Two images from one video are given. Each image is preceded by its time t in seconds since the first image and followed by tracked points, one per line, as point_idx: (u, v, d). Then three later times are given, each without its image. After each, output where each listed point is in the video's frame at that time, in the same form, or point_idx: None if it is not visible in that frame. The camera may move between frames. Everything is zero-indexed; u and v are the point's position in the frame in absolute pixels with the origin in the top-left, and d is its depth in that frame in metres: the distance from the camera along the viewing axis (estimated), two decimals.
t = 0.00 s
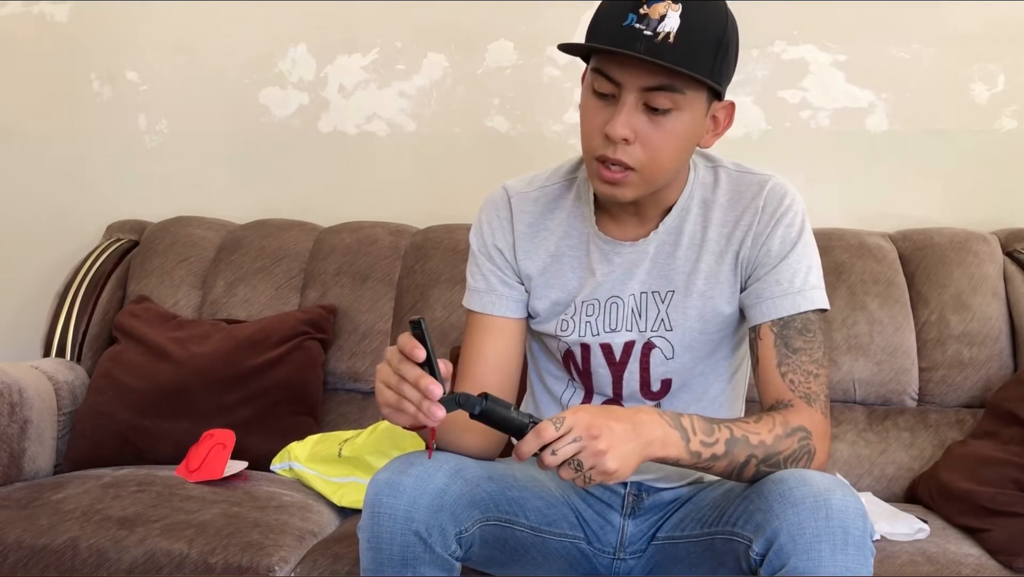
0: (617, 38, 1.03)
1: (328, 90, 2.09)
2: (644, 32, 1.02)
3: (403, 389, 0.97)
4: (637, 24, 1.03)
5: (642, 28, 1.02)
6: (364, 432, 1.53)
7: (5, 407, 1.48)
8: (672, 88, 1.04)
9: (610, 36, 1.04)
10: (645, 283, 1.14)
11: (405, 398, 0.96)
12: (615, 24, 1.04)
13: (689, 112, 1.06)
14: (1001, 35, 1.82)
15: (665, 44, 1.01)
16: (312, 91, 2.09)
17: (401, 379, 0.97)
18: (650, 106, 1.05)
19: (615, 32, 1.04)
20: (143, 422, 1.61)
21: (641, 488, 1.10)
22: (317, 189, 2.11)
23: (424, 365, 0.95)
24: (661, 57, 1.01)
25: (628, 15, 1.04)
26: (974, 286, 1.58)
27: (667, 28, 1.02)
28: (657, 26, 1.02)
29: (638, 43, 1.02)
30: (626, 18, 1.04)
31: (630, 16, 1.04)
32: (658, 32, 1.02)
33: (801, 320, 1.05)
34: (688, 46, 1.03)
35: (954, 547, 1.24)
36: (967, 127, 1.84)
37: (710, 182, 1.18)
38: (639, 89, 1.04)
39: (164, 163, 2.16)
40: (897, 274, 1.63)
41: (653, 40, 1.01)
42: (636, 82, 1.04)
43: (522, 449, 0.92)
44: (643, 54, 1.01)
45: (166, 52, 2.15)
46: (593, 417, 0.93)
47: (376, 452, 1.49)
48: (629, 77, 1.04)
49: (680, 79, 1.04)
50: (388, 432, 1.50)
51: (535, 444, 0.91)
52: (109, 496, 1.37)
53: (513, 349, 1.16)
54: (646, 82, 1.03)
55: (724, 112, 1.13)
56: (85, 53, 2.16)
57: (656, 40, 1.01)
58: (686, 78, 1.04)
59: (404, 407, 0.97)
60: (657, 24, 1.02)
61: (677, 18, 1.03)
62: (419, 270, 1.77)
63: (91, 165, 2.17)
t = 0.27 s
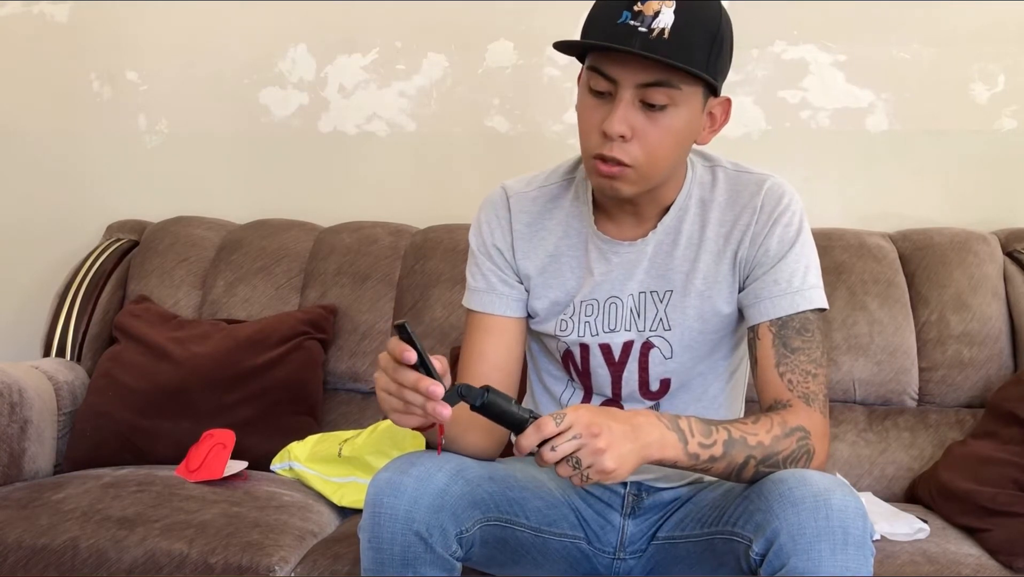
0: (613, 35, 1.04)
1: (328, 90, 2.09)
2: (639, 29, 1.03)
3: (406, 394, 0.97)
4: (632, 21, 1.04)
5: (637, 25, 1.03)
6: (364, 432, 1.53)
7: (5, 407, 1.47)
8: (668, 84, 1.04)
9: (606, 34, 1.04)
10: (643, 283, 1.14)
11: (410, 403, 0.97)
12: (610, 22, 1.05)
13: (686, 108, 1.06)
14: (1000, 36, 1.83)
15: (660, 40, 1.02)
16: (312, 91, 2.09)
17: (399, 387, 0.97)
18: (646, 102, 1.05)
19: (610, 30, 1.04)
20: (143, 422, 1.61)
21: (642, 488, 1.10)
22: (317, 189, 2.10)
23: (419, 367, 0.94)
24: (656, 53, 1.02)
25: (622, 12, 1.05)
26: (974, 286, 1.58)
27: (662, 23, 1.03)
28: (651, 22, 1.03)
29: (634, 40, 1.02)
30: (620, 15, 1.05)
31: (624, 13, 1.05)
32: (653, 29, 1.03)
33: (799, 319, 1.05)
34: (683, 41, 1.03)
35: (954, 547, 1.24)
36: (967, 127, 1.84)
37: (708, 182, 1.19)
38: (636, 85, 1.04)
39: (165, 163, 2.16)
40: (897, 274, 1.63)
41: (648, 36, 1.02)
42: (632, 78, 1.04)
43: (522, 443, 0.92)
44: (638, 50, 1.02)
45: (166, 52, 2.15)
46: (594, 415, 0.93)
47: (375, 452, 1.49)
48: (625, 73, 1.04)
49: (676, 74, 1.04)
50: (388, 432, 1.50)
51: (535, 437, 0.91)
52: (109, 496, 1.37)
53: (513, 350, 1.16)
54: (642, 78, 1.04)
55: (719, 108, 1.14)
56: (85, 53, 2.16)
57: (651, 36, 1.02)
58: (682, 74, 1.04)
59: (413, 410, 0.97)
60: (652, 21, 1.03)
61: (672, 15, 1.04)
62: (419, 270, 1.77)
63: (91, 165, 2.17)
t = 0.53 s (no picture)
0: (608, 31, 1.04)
1: (328, 90, 2.09)
2: (635, 23, 1.04)
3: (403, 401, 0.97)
4: (627, 16, 1.04)
5: (633, 20, 1.04)
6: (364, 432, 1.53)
7: (5, 407, 1.47)
8: (667, 75, 1.05)
9: (601, 30, 1.05)
10: (641, 283, 1.14)
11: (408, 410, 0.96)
12: (605, 18, 1.06)
13: (686, 99, 1.07)
14: (1000, 36, 1.82)
15: (657, 33, 1.03)
16: (312, 91, 2.09)
17: (395, 393, 0.97)
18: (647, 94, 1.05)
19: (606, 26, 1.05)
20: (143, 422, 1.61)
21: (641, 488, 1.10)
22: (317, 189, 2.10)
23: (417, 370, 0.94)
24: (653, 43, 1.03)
25: (616, 8, 1.06)
26: (974, 286, 1.58)
27: (657, 16, 1.04)
28: (646, 16, 1.04)
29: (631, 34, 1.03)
30: (614, 11, 1.06)
31: (618, 9, 1.05)
32: (649, 22, 1.03)
33: (797, 319, 1.05)
34: (678, 33, 1.04)
35: (954, 547, 1.24)
36: (967, 127, 1.84)
37: (704, 181, 1.19)
38: (636, 78, 1.05)
39: (165, 163, 2.16)
40: (897, 274, 1.63)
41: (645, 30, 1.03)
42: (631, 72, 1.04)
43: (518, 449, 0.91)
44: (638, 40, 1.02)
45: (166, 52, 2.15)
46: (594, 422, 0.92)
47: (376, 452, 1.49)
48: (624, 66, 1.04)
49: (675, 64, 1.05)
50: (388, 432, 1.50)
51: (531, 445, 0.90)
52: (109, 496, 1.37)
53: (512, 351, 1.17)
54: (642, 71, 1.04)
55: (713, 99, 1.14)
56: (85, 53, 2.16)
57: (648, 29, 1.03)
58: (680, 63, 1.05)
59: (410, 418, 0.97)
60: (646, 14, 1.04)
61: (665, 7, 1.05)
62: (419, 270, 1.77)
63: (91, 164, 2.17)
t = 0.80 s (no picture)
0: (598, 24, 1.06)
1: (328, 90, 2.09)
2: (623, 12, 1.05)
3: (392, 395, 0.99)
4: (613, 7, 1.06)
5: (620, 10, 1.05)
6: (364, 432, 1.53)
7: (5, 407, 1.47)
8: (663, 59, 1.07)
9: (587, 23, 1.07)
10: (635, 282, 1.13)
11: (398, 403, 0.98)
12: (590, 13, 1.07)
13: (681, 83, 1.10)
14: (1000, 36, 1.83)
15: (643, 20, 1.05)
16: (312, 91, 2.09)
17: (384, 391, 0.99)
18: (648, 80, 1.08)
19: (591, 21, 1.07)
20: (143, 422, 1.61)
21: (641, 488, 1.10)
22: (317, 190, 2.10)
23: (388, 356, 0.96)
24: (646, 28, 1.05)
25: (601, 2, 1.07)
26: (974, 286, 1.58)
27: (642, 5, 1.06)
28: (632, 5, 1.06)
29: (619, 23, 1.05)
30: (599, 5, 1.07)
31: (603, 3, 1.07)
32: (635, 10, 1.05)
33: (793, 319, 1.05)
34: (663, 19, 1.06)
35: (954, 547, 1.24)
36: (967, 127, 1.84)
37: (696, 181, 1.18)
38: (635, 64, 1.06)
39: (165, 163, 2.16)
40: (897, 274, 1.63)
41: (636, 16, 1.05)
42: (630, 59, 1.06)
43: (536, 412, 0.92)
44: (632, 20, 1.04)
45: (166, 52, 2.15)
46: (616, 417, 0.92)
47: (376, 452, 1.49)
48: (622, 55, 1.06)
49: (667, 45, 1.08)
50: (388, 431, 1.50)
51: (546, 417, 0.91)
52: (109, 496, 1.37)
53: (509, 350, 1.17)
54: (641, 58, 1.06)
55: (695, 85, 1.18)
56: (85, 53, 2.16)
57: (636, 17, 1.05)
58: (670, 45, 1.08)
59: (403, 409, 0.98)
60: (631, 4, 1.06)
61: None
62: (419, 270, 1.77)
63: (90, 164, 2.17)
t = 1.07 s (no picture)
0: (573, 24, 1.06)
1: (328, 90, 2.09)
2: (597, 13, 1.04)
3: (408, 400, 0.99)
4: (587, 9, 1.05)
5: (594, 11, 1.05)
6: (364, 432, 1.53)
7: (5, 407, 1.47)
8: (639, 56, 1.07)
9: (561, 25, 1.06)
10: (626, 283, 1.13)
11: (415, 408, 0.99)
12: (563, 15, 1.06)
13: (660, 78, 1.09)
14: (1000, 36, 1.83)
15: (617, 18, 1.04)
16: (312, 91, 2.09)
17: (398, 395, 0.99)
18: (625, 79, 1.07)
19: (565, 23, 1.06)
20: (143, 422, 1.61)
21: (640, 488, 1.10)
22: (317, 190, 2.11)
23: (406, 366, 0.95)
24: (619, 27, 1.04)
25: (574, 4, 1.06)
26: (974, 286, 1.58)
27: (616, 4, 1.05)
28: (605, 5, 1.05)
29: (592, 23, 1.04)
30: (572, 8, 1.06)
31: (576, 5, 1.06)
32: (609, 10, 1.04)
33: (786, 318, 1.05)
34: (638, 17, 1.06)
35: (954, 547, 1.24)
36: (967, 127, 1.84)
37: (685, 180, 1.18)
38: (611, 64, 1.06)
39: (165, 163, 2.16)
40: (897, 274, 1.63)
41: (609, 16, 1.04)
42: (606, 59, 1.06)
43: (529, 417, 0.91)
44: (603, 20, 1.04)
45: (166, 52, 2.15)
46: (606, 425, 0.92)
47: (376, 452, 1.49)
48: (598, 55, 1.06)
49: (643, 43, 1.07)
50: (388, 432, 1.50)
51: (535, 429, 0.91)
52: (109, 496, 1.37)
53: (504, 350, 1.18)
54: (615, 57, 1.06)
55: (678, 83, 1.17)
56: (85, 53, 2.16)
57: (609, 16, 1.04)
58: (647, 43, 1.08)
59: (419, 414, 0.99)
60: (604, 4, 1.05)
61: None
62: (419, 270, 1.77)
63: (90, 165, 2.17)
